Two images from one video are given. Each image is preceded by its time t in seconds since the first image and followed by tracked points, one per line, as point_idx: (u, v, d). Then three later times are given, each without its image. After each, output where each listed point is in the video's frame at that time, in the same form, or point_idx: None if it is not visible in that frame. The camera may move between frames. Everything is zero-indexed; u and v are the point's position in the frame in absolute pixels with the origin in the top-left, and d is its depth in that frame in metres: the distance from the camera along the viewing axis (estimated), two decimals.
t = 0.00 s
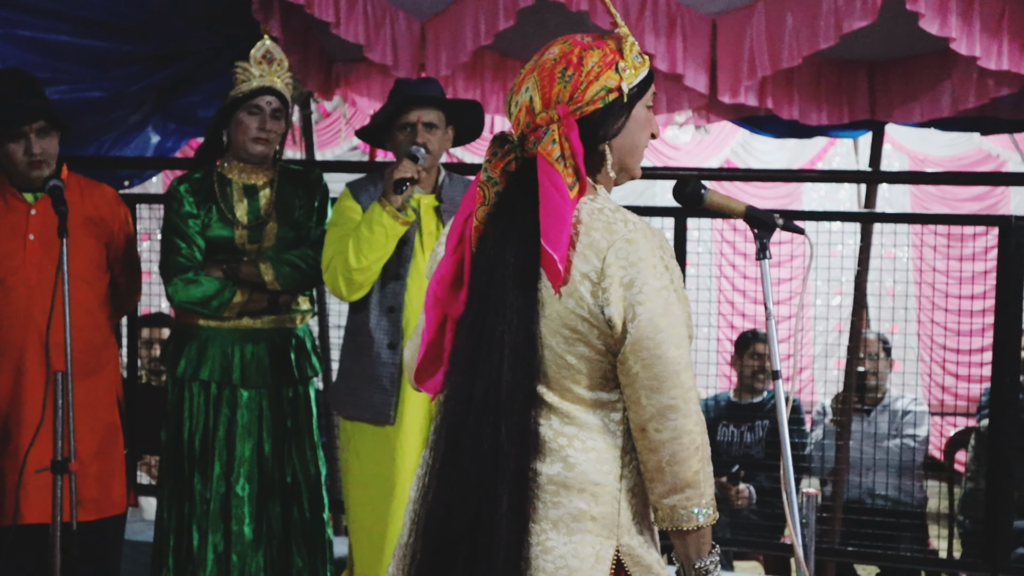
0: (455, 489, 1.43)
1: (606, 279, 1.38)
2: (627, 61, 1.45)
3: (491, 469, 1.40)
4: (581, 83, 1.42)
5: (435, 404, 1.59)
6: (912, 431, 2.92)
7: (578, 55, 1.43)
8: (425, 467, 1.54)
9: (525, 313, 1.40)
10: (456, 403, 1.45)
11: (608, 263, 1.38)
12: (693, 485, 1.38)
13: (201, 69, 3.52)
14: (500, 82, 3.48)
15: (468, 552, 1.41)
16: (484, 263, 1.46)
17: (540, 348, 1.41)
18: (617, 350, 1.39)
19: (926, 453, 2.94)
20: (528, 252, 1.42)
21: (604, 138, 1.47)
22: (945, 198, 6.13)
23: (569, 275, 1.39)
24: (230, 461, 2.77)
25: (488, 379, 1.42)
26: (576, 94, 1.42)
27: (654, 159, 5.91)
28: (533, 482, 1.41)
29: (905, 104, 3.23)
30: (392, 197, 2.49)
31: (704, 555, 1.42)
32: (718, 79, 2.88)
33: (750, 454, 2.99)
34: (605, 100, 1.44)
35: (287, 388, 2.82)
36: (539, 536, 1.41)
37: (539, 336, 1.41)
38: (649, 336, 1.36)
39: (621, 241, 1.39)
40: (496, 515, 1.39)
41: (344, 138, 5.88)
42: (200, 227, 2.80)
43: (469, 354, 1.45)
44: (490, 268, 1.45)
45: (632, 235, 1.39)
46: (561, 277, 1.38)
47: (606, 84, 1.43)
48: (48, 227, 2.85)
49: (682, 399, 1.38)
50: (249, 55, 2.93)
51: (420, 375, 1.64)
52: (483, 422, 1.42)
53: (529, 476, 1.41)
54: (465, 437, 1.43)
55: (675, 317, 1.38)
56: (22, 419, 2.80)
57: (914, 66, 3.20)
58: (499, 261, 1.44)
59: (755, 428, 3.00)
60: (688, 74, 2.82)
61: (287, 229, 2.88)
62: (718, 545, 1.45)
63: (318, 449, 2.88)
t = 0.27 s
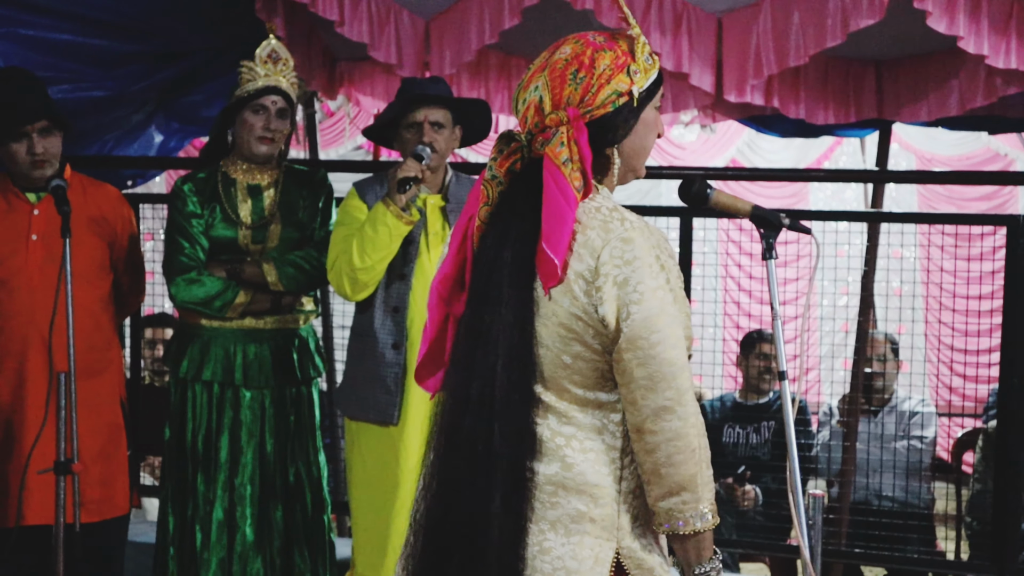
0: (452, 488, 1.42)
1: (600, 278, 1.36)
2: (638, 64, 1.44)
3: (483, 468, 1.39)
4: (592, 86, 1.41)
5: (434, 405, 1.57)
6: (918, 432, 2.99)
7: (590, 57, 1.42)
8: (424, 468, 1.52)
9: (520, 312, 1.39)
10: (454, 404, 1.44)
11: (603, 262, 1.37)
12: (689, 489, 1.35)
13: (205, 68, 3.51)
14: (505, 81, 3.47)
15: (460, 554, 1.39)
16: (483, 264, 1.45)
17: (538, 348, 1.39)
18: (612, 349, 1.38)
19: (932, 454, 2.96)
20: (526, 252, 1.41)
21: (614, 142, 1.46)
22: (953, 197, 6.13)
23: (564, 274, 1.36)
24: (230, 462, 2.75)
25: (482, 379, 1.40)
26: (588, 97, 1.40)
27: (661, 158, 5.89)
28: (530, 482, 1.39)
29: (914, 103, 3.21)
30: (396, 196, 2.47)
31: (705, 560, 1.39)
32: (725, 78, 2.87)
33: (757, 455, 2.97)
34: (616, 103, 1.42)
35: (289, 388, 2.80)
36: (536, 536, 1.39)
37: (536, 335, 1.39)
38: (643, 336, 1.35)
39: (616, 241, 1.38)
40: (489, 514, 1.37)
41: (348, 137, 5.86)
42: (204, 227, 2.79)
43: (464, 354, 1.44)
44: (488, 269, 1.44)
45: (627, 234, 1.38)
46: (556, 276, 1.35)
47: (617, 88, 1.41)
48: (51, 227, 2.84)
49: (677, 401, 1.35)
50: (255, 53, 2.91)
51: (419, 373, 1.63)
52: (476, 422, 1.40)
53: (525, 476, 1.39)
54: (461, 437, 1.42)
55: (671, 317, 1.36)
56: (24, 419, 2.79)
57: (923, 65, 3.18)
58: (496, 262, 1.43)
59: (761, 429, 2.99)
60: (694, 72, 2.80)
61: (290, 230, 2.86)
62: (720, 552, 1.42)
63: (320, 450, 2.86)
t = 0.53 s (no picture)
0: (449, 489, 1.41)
1: (599, 278, 1.34)
2: (627, 54, 1.41)
3: (481, 470, 1.38)
4: (580, 80, 1.39)
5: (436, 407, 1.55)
6: (927, 434, 3.00)
7: (576, 52, 1.40)
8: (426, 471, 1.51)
9: (519, 316, 1.38)
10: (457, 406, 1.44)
11: (602, 263, 1.35)
12: (688, 493, 1.33)
13: (208, 68, 3.50)
14: (510, 80, 3.44)
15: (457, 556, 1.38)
16: (483, 269, 1.44)
17: (538, 349, 1.38)
18: (611, 350, 1.35)
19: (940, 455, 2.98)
20: (526, 254, 1.40)
21: (607, 135, 1.43)
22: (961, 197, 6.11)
23: (561, 275, 1.35)
24: (231, 464, 2.73)
25: (479, 383, 1.40)
26: (576, 91, 1.38)
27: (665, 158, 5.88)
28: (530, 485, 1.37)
29: (921, 101, 3.18)
30: (399, 194, 2.46)
31: (707, 565, 1.36)
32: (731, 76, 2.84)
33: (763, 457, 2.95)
34: (606, 95, 1.40)
35: (291, 390, 2.79)
36: (536, 537, 1.37)
37: (535, 336, 1.38)
38: (641, 337, 1.33)
39: (615, 240, 1.36)
40: (483, 514, 1.36)
41: (352, 136, 5.85)
42: (205, 227, 2.77)
43: (465, 357, 1.44)
44: (488, 272, 1.43)
45: (627, 234, 1.36)
46: (553, 277, 1.34)
47: (606, 79, 1.39)
48: (53, 227, 2.82)
49: (675, 403, 1.33)
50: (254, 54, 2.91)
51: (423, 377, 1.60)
52: (476, 426, 1.40)
53: (524, 479, 1.37)
54: (464, 441, 1.41)
55: (670, 318, 1.34)
56: (26, 419, 2.77)
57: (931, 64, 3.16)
58: (496, 264, 1.42)
59: (767, 430, 2.98)
60: (699, 71, 2.78)
61: (291, 231, 2.84)
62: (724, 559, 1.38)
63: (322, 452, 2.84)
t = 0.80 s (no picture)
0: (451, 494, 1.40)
1: (600, 278, 1.33)
2: (620, 49, 1.39)
3: (483, 474, 1.37)
4: (574, 77, 1.37)
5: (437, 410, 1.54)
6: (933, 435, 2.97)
7: (569, 49, 1.38)
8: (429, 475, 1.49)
9: (520, 316, 1.36)
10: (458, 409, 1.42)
11: (603, 262, 1.33)
12: (694, 491, 1.32)
13: (208, 67, 3.48)
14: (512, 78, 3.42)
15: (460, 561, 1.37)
16: (480, 266, 1.43)
17: (540, 351, 1.36)
18: (616, 350, 1.34)
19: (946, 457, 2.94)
20: (528, 254, 1.38)
21: (602, 133, 1.41)
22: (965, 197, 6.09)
23: (563, 275, 1.34)
24: (228, 466, 2.71)
25: (481, 385, 1.38)
26: (570, 89, 1.37)
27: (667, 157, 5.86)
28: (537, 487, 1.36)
29: (927, 100, 3.16)
30: (399, 193, 2.44)
31: (714, 562, 1.35)
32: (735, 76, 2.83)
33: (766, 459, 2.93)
34: (601, 91, 1.39)
35: (291, 392, 2.76)
36: (546, 541, 1.35)
37: (537, 338, 1.36)
38: (644, 337, 1.31)
39: (616, 238, 1.34)
40: (487, 520, 1.36)
41: (354, 135, 5.83)
42: (201, 228, 2.78)
43: (464, 359, 1.42)
44: (485, 271, 1.41)
45: (626, 232, 1.34)
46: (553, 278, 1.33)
47: (600, 76, 1.38)
48: (52, 227, 2.80)
49: (679, 401, 1.31)
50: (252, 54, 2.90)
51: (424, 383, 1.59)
52: (478, 429, 1.38)
53: (530, 482, 1.35)
54: (468, 444, 1.39)
55: (671, 317, 1.32)
56: (25, 420, 2.75)
57: (937, 62, 3.14)
58: (495, 265, 1.40)
59: (770, 432, 2.95)
60: (703, 70, 2.76)
61: (288, 231, 2.81)
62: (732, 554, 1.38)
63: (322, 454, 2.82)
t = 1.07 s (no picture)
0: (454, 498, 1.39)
1: (608, 274, 1.32)
2: (614, 51, 1.40)
3: (485, 478, 1.36)
4: (570, 75, 1.37)
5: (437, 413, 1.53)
6: (934, 435, 2.96)
7: (565, 46, 1.37)
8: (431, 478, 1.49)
9: (523, 318, 1.35)
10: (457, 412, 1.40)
11: (610, 258, 1.32)
12: (708, 484, 1.32)
13: (208, 67, 3.48)
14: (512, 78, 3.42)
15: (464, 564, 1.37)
16: (479, 268, 1.42)
17: (545, 352, 1.36)
18: (625, 347, 1.34)
19: (948, 457, 2.92)
20: (529, 254, 1.37)
21: (596, 133, 1.41)
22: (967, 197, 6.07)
23: (571, 273, 1.34)
24: (228, 466, 2.70)
25: (484, 388, 1.37)
26: (565, 86, 1.36)
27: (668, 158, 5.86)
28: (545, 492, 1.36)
29: (928, 100, 3.16)
30: (400, 194, 2.44)
31: (724, 557, 1.36)
32: (735, 75, 2.82)
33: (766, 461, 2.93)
34: (595, 92, 1.39)
35: (290, 391, 2.76)
36: (553, 546, 1.35)
37: (543, 341, 1.36)
38: (655, 332, 1.31)
39: (622, 234, 1.34)
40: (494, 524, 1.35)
41: (354, 135, 5.83)
42: (198, 228, 2.78)
43: (465, 361, 1.41)
44: (484, 272, 1.40)
45: (630, 228, 1.34)
46: (559, 277, 1.33)
47: (595, 76, 1.38)
48: (50, 227, 2.80)
49: (691, 394, 1.32)
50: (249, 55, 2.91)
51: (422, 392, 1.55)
52: (479, 432, 1.37)
53: (538, 486, 1.35)
54: (466, 446, 1.38)
55: (680, 311, 1.33)
56: (24, 419, 2.75)
57: (938, 62, 3.13)
58: (494, 265, 1.39)
59: (770, 433, 2.94)
60: (704, 69, 2.76)
61: (286, 231, 2.81)
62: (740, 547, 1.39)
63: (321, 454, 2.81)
